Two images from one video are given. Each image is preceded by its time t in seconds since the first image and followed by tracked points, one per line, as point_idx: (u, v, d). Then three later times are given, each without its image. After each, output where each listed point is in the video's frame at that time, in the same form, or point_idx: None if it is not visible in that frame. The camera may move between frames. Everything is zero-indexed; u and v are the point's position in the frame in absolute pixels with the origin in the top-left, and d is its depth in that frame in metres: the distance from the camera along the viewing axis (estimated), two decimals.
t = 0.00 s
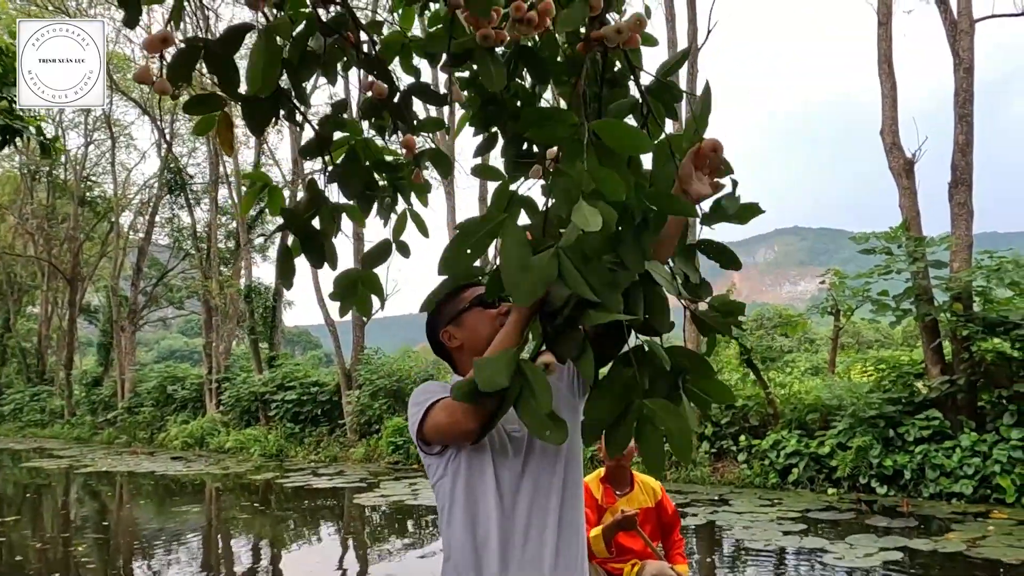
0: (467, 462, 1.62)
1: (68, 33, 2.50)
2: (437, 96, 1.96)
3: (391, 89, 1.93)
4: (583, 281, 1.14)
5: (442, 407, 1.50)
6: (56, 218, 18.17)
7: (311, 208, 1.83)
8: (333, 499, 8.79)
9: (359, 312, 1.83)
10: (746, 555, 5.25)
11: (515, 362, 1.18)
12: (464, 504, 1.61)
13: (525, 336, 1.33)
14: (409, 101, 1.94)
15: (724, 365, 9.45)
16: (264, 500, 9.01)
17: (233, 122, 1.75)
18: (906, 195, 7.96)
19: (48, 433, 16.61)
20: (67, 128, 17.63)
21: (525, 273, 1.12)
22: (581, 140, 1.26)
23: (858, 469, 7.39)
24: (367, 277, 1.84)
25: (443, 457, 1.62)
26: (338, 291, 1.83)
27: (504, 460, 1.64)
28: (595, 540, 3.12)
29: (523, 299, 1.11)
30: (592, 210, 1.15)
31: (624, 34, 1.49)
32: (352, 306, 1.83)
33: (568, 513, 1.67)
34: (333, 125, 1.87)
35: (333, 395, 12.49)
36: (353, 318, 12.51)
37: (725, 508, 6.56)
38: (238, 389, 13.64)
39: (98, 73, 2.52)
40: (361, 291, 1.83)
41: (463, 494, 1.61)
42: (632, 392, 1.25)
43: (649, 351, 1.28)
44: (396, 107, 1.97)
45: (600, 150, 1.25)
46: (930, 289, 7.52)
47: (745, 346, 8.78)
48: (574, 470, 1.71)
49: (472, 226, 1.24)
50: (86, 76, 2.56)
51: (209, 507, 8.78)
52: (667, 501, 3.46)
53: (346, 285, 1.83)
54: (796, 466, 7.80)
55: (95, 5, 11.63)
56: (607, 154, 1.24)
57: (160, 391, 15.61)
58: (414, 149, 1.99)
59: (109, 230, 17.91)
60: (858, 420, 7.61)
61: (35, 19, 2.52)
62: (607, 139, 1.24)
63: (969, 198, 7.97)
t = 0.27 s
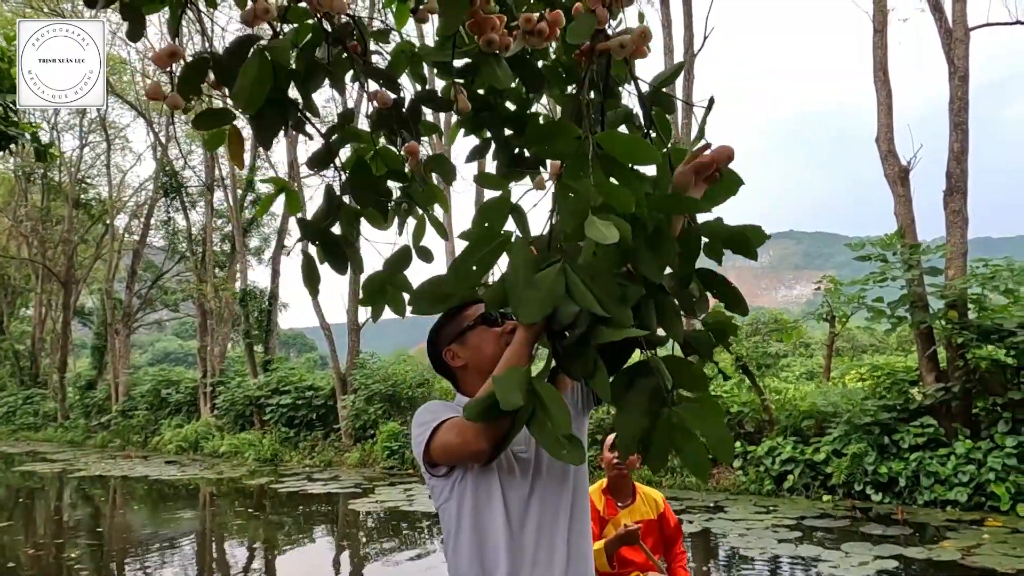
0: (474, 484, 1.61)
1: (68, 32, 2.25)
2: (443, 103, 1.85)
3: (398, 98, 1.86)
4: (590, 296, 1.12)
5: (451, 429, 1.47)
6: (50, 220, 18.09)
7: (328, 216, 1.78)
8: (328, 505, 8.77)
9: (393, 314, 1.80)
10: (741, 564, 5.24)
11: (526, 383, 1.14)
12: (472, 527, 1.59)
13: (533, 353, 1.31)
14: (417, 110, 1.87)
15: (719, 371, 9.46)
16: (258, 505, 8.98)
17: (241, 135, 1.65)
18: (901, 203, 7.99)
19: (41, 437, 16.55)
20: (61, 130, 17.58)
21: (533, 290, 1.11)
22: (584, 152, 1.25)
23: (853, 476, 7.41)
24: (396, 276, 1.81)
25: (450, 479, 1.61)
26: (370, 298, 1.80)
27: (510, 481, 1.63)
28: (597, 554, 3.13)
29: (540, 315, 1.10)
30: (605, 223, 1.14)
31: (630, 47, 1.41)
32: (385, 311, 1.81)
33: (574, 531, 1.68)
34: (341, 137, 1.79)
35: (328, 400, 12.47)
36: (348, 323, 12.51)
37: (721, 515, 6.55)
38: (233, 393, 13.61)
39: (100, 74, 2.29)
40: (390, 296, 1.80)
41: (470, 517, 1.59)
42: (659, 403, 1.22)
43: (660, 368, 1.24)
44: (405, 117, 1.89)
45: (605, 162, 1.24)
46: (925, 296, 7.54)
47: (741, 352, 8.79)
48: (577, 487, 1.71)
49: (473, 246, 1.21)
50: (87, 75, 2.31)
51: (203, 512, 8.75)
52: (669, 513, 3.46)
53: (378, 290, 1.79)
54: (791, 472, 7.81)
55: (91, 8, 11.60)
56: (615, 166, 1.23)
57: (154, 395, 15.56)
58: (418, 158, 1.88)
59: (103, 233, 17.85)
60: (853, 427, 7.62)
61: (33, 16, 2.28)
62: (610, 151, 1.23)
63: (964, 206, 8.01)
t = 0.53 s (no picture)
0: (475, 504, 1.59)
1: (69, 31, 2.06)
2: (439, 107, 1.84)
3: (393, 102, 1.83)
4: (583, 307, 1.09)
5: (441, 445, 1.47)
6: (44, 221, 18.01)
7: (329, 225, 1.78)
8: (321, 509, 8.73)
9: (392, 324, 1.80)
10: (735, 570, 5.23)
11: (522, 397, 1.14)
12: (470, 546, 1.58)
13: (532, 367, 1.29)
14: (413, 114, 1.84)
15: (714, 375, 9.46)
16: (252, 509, 8.94)
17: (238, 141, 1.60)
18: (896, 208, 8.00)
19: (34, 439, 16.46)
20: (56, 131, 17.50)
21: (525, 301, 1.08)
22: (579, 158, 1.23)
23: (847, 481, 7.41)
24: (399, 286, 1.80)
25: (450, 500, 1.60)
26: (369, 307, 1.79)
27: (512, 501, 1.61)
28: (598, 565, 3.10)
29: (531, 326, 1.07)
30: (596, 234, 1.11)
31: (631, 53, 1.39)
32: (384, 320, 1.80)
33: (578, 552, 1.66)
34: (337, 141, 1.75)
35: (323, 403, 12.43)
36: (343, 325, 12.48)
37: (715, 521, 6.54)
38: (227, 396, 13.56)
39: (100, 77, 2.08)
40: (389, 305, 1.79)
41: (472, 537, 1.58)
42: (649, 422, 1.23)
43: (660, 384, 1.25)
44: (402, 120, 1.85)
45: (604, 171, 1.22)
46: (920, 302, 7.55)
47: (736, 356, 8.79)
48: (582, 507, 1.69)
49: (471, 255, 1.21)
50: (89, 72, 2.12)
51: (196, 516, 8.70)
52: (671, 524, 3.42)
53: (378, 299, 1.79)
54: (786, 478, 7.81)
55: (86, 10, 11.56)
56: (613, 177, 1.21)
57: (148, 397, 15.49)
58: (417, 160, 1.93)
59: (98, 234, 17.78)
60: (847, 432, 7.63)
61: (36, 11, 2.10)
62: (609, 159, 1.22)
63: (958, 211, 8.02)
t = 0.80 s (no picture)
0: (477, 529, 1.60)
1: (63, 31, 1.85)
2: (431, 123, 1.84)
3: (386, 116, 1.82)
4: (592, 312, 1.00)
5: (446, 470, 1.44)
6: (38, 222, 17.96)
7: (311, 234, 1.72)
8: (316, 513, 8.73)
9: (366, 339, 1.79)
10: None
11: (531, 406, 1.02)
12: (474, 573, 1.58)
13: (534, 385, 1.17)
14: (405, 128, 1.83)
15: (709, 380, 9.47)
16: (246, 513, 8.93)
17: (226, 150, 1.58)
18: (892, 215, 8.02)
19: (27, 441, 16.43)
20: (51, 132, 17.45)
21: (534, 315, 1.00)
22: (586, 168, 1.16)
23: (842, 487, 7.42)
24: (376, 299, 1.79)
25: (450, 527, 1.60)
26: (344, 318, 1.78)
27: (510, 522, 1.64)
28: None
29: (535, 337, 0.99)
30: (603, 237, 1.01)
31: (636, 53, 1.34)
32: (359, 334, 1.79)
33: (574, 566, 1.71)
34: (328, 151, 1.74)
35: (318, 406, 12.42)
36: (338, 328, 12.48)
37: (711, 527, 6.54)
38: (222, 399, 13.54)
39: (104, 75, 1.92)
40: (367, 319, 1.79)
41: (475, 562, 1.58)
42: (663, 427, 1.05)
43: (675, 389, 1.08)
44: (393, 135, 1.85)
45: (611, 177, 1.15)
46: (915, 308, 7.57)
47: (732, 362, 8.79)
48: (574, 521, 1.73)
49: (475, 267, 1.13)
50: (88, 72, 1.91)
51: (191, 520, 8.68)
52: (670, 536, 3.42)
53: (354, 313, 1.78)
54: (781, 484, 7.81)
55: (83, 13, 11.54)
56: (621, 180, 1.13)
57: (143, 399, 15.46)
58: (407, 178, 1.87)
59: (92, 236, 17.73)
60: (842, 438, 7.63)
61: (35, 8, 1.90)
62: (618, 166, 1.14)
63: (954, 218, 8.05)
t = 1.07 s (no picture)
0: (462, 534, 1.60)
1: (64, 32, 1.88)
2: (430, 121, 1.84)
3: (386, 114, 1.83)
4: (592, 306, 1.04)
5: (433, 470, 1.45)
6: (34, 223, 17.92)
7: (302, 231, 1.73)
8: (312, 516, 8.71)
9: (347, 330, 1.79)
10: None
11: (539, 395, 1.02)
12: None
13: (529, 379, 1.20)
14: (404, 126, 1.84)
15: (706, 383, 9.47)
16: (241, 515, 8.91)
17: (226, 152, 1.58)
18: (887, 218, 8.05)
19: (22, 442, 16.37)
20: (47, 133, 17.42)
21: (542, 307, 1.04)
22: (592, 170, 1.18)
23: (838, 490, 7.44)
24: (357, 295, 1.79)
25: (435, 534, 1.59)
26: (326, 311, 1.77)
27: (495, 525, 1.63)
28: None
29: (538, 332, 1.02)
30: (621, 238, 1.05)
31: (647, 66, 1.40)
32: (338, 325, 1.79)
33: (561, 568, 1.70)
34: (326, 147, 1.75)
35: (315, 408, 12.41)
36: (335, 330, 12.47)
37: (706, 530, 6.54)
38: (218, 401, 13.54)
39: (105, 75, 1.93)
40: (351, 313, 1.78)
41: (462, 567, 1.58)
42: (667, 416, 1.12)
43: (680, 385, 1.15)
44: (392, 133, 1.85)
45: (610, 178, 1.18)
46: (910, 311, 7.59)
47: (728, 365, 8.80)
48: (557, 523, 1.72)
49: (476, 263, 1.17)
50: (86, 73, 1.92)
51: (186, 522, 8.65)
52: (670, 538, 3.42)
53: (338, 304, 1.77)
54: (777, 486, 7.82)
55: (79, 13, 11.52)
56: (623, 184, 1.17)
57: (139, 401, 15.43)
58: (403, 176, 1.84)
59: (88, 237, 17.69)
60: (838, 441, 7.65)
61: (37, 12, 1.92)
62: (618, 169, 1.16)
63: (949, 222, 8.08)
